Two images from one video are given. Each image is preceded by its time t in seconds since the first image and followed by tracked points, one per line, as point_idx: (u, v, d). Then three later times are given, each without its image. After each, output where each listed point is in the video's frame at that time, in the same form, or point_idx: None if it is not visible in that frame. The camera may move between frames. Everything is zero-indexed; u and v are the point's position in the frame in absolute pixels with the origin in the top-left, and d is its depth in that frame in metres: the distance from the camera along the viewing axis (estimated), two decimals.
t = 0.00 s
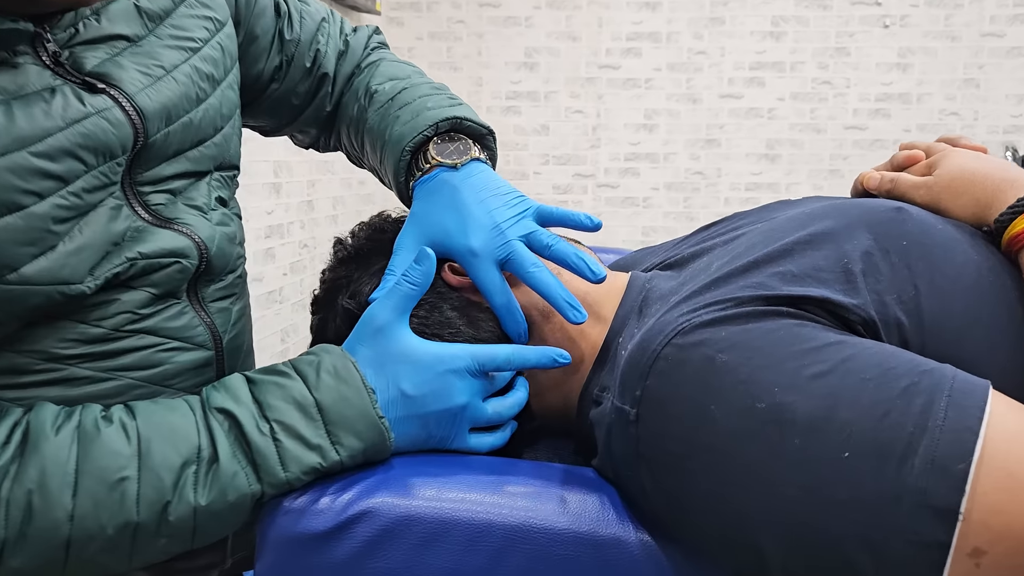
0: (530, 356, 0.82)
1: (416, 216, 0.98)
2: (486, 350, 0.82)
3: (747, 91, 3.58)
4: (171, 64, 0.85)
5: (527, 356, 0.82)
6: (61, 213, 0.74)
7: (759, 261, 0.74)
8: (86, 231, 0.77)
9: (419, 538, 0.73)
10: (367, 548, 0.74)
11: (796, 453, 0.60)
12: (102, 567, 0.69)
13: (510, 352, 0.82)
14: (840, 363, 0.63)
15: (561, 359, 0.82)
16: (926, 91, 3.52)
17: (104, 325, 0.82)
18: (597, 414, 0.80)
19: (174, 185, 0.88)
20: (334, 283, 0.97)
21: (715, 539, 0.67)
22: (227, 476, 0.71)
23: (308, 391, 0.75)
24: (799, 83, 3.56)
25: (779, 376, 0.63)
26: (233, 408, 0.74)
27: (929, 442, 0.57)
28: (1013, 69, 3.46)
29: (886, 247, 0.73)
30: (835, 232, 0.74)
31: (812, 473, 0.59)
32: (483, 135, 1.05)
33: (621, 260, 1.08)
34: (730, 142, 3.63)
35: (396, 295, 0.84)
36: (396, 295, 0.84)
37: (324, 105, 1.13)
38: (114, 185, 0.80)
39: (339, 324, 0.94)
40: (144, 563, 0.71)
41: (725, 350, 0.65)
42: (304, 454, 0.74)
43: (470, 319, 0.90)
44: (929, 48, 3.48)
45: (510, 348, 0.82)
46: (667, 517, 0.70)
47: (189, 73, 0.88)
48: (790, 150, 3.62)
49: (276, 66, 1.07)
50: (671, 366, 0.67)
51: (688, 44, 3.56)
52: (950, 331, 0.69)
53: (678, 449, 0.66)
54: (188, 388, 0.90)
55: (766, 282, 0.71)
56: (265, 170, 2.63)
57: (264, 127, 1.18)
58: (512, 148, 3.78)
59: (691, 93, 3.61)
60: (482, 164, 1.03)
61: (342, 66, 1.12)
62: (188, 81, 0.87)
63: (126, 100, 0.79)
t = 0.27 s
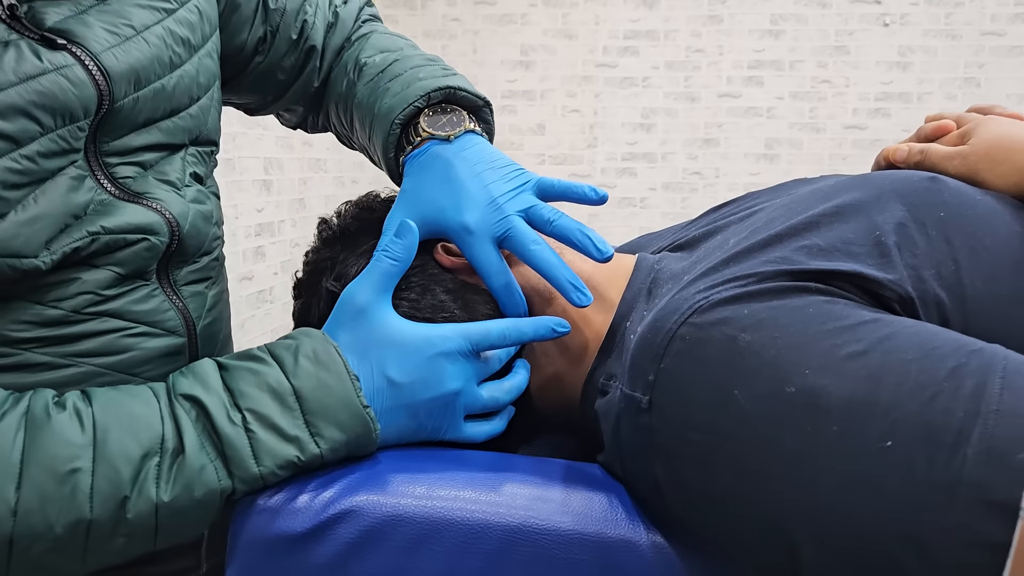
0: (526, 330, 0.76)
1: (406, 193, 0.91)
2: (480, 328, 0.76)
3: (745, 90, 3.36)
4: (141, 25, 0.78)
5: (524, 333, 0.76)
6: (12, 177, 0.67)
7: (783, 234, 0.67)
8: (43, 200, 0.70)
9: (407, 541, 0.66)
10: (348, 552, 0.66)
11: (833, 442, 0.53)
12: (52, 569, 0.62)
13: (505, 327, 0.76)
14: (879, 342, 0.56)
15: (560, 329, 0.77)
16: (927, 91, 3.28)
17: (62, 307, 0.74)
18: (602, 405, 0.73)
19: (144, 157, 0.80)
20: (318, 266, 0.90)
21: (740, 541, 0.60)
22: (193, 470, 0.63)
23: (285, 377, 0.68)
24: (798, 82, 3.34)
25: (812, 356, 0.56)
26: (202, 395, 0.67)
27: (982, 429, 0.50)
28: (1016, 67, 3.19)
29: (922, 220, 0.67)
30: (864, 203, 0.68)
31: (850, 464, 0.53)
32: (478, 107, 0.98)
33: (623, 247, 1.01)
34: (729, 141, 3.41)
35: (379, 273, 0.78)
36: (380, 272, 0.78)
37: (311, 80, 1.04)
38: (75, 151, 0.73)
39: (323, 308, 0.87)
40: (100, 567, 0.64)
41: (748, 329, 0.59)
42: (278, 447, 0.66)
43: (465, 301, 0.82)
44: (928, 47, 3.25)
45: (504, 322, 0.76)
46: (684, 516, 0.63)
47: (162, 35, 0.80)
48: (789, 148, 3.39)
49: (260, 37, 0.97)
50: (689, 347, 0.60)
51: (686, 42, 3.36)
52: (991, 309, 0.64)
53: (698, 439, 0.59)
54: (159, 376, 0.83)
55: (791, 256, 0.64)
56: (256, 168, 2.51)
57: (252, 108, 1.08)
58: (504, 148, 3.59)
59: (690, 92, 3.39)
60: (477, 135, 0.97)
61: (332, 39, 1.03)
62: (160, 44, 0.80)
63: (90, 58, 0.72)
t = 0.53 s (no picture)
0: (531, 325, 0.71)
1: (405, 193, 0.85)
2: (482, 321, 0.70)
3: (746, 93, 3.24)
4: None
5: (529, 327, 0.71)
6: None
7: (809, 218, 0.62)
8: (11, 181, 0.64)
9: (400, 552, 0.60)
10: (336, 565, 0.60)
11: (868, 444, 0.48)
12: None
13: (508, 321, 0.71)
14: (920, 332, 0.51)
15: (569, 326, 0.72)
16: (930, 93, 3.17)
17: (31, 297, 0.69)
18: (609, 406, 0.67)
19: (124, 140, 0.73)
20: (307, 262, 0.83)
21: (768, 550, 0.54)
22: (166, 467, 0.58)
23: (270, 368, 0.63)
24: (799, 84, 3.21)
25: (846, 346, 0.51)
26: (180, 385, 0.62)
27: None
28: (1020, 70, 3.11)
29: (959, 202, 0.62)
30: (895, 184, 0.63)
31: (890, 466, 0.47)
32: (482, 100, 0.93)
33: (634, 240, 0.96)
34: (730, 144, 3.28)
35: (379, 263, 0.73)
36: (379, 263, 0.73)
37: (305, 69, 0.92)
38: (48, 130, 0.66)
39: (313, 306, 0.81)
40: None
41: (776, 318, 0.54)
42: (261, 441, 0.61)
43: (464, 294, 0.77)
44: (931, 49, 3.15)
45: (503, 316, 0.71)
46: (703, 522, 0.58)
47: (147, 8, 0.73)
48: (791, 151, 3.27)
49: (250, 21, 0.86)
50: (710, 339, 0.55)
51: (687, 44, 3.22)
52: None
53: (719, 439, 0.54)
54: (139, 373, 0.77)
55: (820, 241, 0.59)
56: (249, 166, 2.37)
57: (237, 96, 0.97)
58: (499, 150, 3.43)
59: (691, 94, 3.26)
60: (480, 130, 0.90)
61: (328, 24, 0.92)
62: (144, 19, 0.72)
63: (65, 30, 0.65)
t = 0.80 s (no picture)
0: (537, 317, 0.66)
1: (399, 172, 0.81)
2: (486, 312, 0.66)
3: (750, 95, 3.07)
4: None
5: (536, 319, 0.66)
6: None
7: (832, 197, 0.57)
8: None
9: (391, 558, 0.55)
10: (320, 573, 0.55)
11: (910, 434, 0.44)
12: None
13: (512, 313, 0.66)
14: (961, 314, 0.46)
15: (577, 317, 0.68)
16: (936, 96, 2.99)
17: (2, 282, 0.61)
18: (617, 398, 0.63)
19: (108, 117, 0.65)
20: (295, 251, 0.78)
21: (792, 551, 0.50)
22: (137, 464, 0.53)
23: (254, 359, 0.59)
24: (801, 86, 3.05)
25: (880, 329, 0.46)
26: (154, 376, 0.57)
27: None
28: None
29: (992, 180, 0.58)
30: (925, 160, 0.59)
31: (930, 461, 0.43)
32: (483, 77, 0.88)
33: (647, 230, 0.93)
34: (732, 147, 3.12)
35: (373, 248, 0.69)
36: (373, 249, 0.69)
37: (301, 50, 0.87)
38: (21, 101, 0.59)
39: (302, 296, 0.76)
40: None
41: (801, 301, 0.49)
42: (241, 439, 0.56)
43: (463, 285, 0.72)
44: (936, 50, 2.97)
45: (504, 310, 0.67)
46: (720, 524, 0.53)
47: None
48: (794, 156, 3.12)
49: None
50: (730, 323, 0.51)
51: (689, 45, 3.06)
52: None
53: (740, 432, 0.49)
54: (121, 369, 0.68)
55: (845, 221, 0.55)
56: (249, 166, 2.12)
57: (230, 80, 0.92)
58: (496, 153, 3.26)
59: (693, 96, 3.09)
60: (479, 110, 0.86)
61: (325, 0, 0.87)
62: None
63: None
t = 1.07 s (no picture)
0: (548, 303, 0.62)
1: (402, 144, 0.77)
2: (493, 304, 0.61)
3: (755, 98, 2.84)
4: None
5: (547, 308, 0.62)
6: None
7: (870, 184, 0.53)
8: None
9: None
10: None
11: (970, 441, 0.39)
12: None
13: (521, 302, 0.62)
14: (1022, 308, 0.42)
15: (590, 302, 0.63)
16: (944, 100, 2.78)
17: None
18: (636, 401, 0.58)
19: (99, 100, 0.60)
20: (292, 241, 0.74)
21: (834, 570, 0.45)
22: (116, 476, 0.48)
23: (246, 363, 0.54)
24: (809, 88, 2.82)
25: (933, 326, 0.42)
26: (137, 381, 0.52)
27: None
28: None
29: None
30: (970, 145, 0.55)
31: (996, 472, 0.38)
32: (493, 50, 0.85)
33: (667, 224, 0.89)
34: (739, 151, 2.88)
35: (368, 236, 0.64)
36: (369, 237, 0.64)
37: (304, 31, 0.84)
38: (3, 78, 0.54)
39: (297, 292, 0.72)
40: None
41: (843, 295, 0.45)
42: (229, 451, 0.51)
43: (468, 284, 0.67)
44: (943, 53, 2.76)
45: (512, 299, 0.62)
46: (752, 539, 0.49)
47: None
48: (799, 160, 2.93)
49: None
50: (764, 318, 0.46)
51: (694, 48, 2.83)
52: None
53: (777, 438, 0.45)
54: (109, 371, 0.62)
55: (887, 210, 0.50)
56: (249, 167, 2.06)
57: (230, 67, 0.87)
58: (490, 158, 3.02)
59: (698, 100, 2.87)
60: (488, 82, 0.82)
61: None
62: None
63: None
